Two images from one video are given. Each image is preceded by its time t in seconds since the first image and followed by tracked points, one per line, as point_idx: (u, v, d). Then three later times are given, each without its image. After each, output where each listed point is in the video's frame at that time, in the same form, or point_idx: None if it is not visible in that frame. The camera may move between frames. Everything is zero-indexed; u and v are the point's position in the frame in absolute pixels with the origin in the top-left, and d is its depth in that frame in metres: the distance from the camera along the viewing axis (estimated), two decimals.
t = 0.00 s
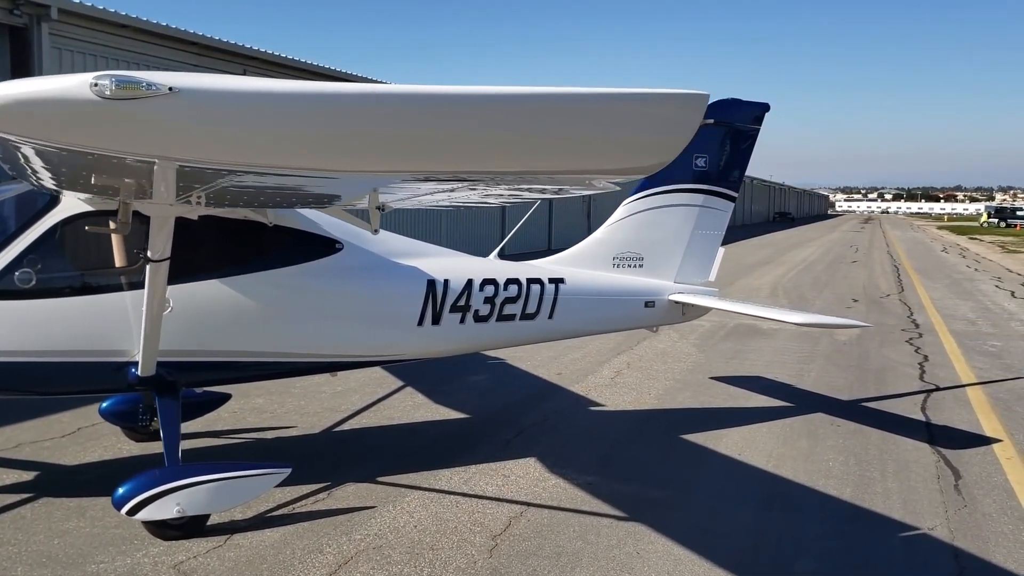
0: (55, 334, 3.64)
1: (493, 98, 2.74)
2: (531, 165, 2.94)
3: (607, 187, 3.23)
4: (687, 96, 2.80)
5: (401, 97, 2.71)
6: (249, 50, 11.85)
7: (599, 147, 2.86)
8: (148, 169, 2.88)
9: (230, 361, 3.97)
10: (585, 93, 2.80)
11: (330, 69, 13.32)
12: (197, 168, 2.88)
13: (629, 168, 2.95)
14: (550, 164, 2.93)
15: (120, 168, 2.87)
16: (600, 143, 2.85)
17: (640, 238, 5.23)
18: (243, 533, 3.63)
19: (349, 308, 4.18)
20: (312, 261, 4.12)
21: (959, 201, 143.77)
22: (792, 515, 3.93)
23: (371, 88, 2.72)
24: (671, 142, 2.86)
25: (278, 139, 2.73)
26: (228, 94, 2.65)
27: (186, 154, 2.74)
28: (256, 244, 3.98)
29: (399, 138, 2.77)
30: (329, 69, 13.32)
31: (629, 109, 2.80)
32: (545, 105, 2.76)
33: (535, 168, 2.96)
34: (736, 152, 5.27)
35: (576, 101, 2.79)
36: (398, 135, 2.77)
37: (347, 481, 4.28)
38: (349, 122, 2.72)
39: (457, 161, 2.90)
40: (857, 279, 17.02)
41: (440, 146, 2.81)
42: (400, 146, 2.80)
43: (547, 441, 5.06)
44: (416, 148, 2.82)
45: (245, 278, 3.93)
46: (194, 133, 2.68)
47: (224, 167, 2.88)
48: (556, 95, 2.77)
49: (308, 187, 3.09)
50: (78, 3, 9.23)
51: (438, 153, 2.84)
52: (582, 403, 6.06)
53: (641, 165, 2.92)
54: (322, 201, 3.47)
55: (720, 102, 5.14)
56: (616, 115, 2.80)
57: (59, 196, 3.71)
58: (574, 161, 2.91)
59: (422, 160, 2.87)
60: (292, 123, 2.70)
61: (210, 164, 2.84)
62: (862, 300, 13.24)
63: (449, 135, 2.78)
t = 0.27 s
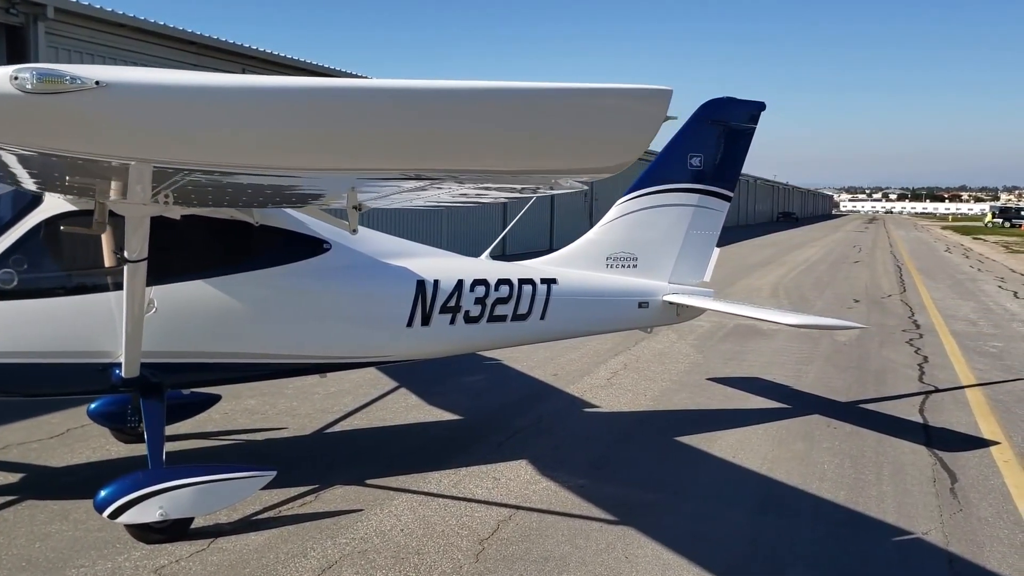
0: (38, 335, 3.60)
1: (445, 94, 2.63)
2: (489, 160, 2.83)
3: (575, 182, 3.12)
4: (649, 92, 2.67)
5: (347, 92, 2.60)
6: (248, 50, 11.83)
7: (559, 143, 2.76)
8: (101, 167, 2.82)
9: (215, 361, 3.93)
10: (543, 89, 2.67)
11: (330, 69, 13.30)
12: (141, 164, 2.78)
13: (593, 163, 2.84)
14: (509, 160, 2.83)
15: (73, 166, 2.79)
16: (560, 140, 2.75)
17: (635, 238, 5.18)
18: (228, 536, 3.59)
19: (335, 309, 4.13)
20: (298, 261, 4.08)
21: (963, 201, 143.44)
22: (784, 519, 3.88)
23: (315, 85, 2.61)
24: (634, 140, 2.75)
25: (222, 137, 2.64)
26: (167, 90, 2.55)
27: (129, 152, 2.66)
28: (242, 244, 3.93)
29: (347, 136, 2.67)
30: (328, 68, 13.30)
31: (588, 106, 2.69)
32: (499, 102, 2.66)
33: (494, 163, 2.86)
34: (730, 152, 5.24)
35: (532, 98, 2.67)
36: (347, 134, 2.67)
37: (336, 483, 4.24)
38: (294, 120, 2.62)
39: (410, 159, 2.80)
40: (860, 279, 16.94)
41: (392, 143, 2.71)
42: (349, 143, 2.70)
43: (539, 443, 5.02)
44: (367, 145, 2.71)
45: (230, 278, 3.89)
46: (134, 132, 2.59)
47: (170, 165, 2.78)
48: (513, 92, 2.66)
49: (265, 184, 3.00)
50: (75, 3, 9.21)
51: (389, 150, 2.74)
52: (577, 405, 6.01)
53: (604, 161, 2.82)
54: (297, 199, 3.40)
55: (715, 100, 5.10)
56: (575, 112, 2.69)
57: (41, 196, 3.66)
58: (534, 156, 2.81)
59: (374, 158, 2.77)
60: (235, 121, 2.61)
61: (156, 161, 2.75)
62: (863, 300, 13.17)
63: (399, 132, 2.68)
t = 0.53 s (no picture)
0: (16, 335, 3.56)
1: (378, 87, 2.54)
2: (426, 155, 2.75)
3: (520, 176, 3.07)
4: (589, 86, 2.61)
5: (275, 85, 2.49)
6: (249, 49, 11.81)
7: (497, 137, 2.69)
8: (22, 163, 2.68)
9: (197, 362, 3.89)
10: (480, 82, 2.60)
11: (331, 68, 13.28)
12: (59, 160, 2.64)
13: (532, 158, 2.78)
14: (446, 154, 2.76)
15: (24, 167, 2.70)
16: (498, 135, 2.68)
17: (627, 237, 5.14)
18: (208, 538, 3.55)
19: (319, 309, 4.09)
20: (281, 261, 4.04)
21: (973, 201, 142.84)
22: (773, 523, 3.83)
23: (243, 77, 2.49)
24: (574, 134, 2.70)
25: (144, 132, 2.50)
26: (83, 82, 2.41)
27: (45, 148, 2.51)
28: (223, 243, 3.90)
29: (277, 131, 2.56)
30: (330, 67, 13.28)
31: (528, 100, 2.62)
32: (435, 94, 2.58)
33: (431, 158, 2.78)
34: (725, 152, 5.21)
35: (469, 92, 2.59)
36: (277, 128, 2.56)
37: (321, 485, 4.20)
38: (220, 114, 2.50)
39: (343, 154, 2.70)
40: (864, 279, 16.85)
41: (324, 139, 2.61)
42: (279, 138, 2.59)
43: (530, 445, 4.97)
44: (297, 140, 2.61)
45: (212, 277, 3.85)
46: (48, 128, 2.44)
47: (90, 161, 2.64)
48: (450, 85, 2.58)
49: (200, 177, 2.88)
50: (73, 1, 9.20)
51: (321, 145, 2.64)
52: (570, 406, 5.97)
53: (545, 156, 2.76)
54: (267, 198, 3.36)
55: (707, 99, 5.09)
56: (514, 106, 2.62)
57: (20, 195, 3.63)
58: (471, 150, 2.74)
59: (305, 152, 2.66)
60: (158, 115, 2.48)
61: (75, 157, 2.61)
62: (866, 300, 13.09)
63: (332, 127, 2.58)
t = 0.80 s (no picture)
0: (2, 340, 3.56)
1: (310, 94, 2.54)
2: (362, 163, 2.74)
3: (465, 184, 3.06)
4: (524, 94, 2.60)
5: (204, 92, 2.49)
6: (255, 52, 11.86)
7: (433, 144, 2.69)
8: None
9: (184, 366, 3.87)
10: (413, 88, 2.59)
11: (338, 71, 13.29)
12: None
13: (471, 165, 2.78)
14: (383, 162, 2.75)
15: None
16: (433, 141, 2.67)
17: (623, 241, 5.11)
18: (192, 544, 3.52)
19: (307, 313, 4.07)
20: (270, 265, 4.02)
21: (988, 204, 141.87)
22: (764, 533, 3.78)
23: (171, 84, 2.49)
24: (511, 142, 2.69)
25: (73, 141, 2.49)
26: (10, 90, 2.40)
27: None
28: (211, 248, 3.88)
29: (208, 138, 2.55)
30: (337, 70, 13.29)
31: (462, 107, 2.62)
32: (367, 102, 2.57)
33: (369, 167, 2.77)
34: (722, 156, 5.20)
35: (402, 98, 2.58)
36: (208, 136, 2.55)
37: (311, 490, 4.17)
38: (149, 122, 2.49)
39: (277, 163, 2.69)
40: (874, 283, 16.73)
41: (257, 146, 2.60)
42: (211, 146, 2.58)
43: (523, 451, 4.93)
44: (229, 148, 2.60)
45: (198, 282, 3.83)
46: None
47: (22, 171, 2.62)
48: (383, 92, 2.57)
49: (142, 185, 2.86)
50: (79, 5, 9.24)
51: (254, 153, 2.63)
52: (567, 411, 5.92)
53: (483, 162, 2.76)
54: (243, 203, 3.33)
55: (702, 102, 5.09)
56: (448, 112, 2.62)
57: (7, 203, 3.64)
58: (407, 158, 2.73)
59: (239, 161, 2.65)
60: (86, 122, 2.46)
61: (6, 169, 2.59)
62: (874, 304, 12.99)
63: (263, 134, 2.57)
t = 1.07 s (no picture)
0: (40, 347, 3.63)
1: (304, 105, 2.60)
2: (356, 176, 2.78)
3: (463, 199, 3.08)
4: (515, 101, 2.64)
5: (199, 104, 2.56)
6: (300, 64, 12.04)
7: (425, 155, 2.72)
8: None
9: (217, 374, 3.91)
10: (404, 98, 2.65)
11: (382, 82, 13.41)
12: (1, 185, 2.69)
13: (465, 177, 2.80)
14: (376, 175, 2.78)
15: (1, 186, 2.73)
16: (426, 151, 2.71)
17: (658, 251, 5.06)
18: (223, 551, 3.56)
19: (338, 321, 4.09)
20: (302, 273, 4.06)
21: None
22: (798, 550, 3.70)
23: (170, 97, 2.56)
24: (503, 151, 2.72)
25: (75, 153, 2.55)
26: (16, 103, 2.49)
27: None
28: (245, 256, 3.92)
29: (204, 149, 2.60)
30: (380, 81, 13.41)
31: (454, 115, 2.66)
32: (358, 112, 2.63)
33: (362, 180, 2.80)
34: (761, 166, 5.14)
35: (394, 108, 2.64)
36: (204, 146, 2.60)
37: (342, 498, 4.18)
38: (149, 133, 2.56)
39: (272, 176, 2.73)
40: (925, 294, 16.38)
41: (252, 158, 2.65)
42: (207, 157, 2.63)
43: (556, 462, 4.90)
44: (225, 161, 2.64)
45: (232, 290, 3.88)
46: None
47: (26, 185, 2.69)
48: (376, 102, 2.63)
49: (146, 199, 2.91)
50: (129, 19, 9.45)
51: (252, 167, 2.68)
52: (603, 422, 5.88)
53: (477, 175, 2.79)
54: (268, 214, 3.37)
55: (742, 111, 5.03)
56: (440, 121, 2.66)
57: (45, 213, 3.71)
58: (400, 170, 2.77)
59: (235, 174, 2.70)
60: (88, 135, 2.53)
61: (11, 183, 2.66)
62: (924, 316, 12.73)
63: (259, 144, 2.63)
